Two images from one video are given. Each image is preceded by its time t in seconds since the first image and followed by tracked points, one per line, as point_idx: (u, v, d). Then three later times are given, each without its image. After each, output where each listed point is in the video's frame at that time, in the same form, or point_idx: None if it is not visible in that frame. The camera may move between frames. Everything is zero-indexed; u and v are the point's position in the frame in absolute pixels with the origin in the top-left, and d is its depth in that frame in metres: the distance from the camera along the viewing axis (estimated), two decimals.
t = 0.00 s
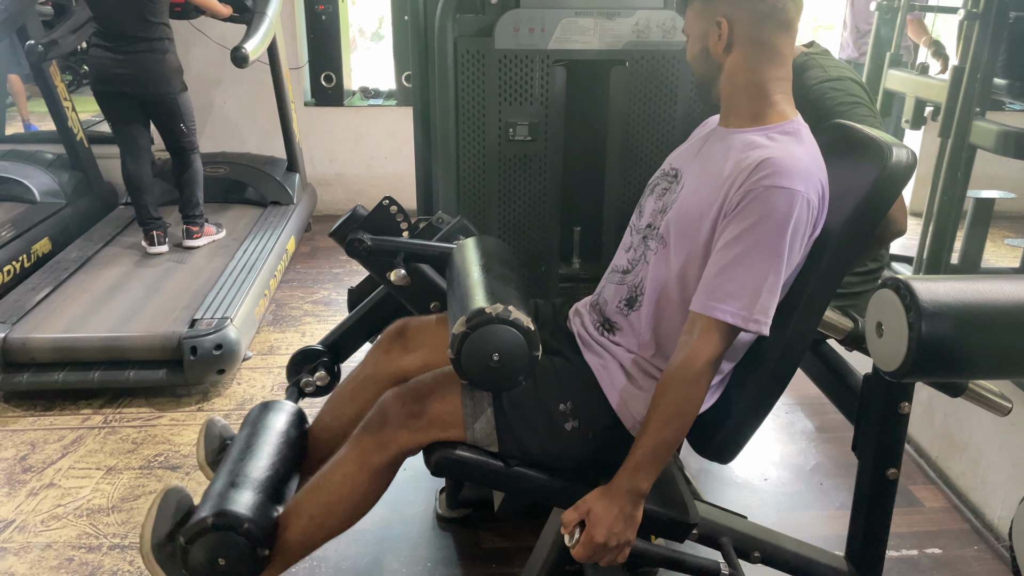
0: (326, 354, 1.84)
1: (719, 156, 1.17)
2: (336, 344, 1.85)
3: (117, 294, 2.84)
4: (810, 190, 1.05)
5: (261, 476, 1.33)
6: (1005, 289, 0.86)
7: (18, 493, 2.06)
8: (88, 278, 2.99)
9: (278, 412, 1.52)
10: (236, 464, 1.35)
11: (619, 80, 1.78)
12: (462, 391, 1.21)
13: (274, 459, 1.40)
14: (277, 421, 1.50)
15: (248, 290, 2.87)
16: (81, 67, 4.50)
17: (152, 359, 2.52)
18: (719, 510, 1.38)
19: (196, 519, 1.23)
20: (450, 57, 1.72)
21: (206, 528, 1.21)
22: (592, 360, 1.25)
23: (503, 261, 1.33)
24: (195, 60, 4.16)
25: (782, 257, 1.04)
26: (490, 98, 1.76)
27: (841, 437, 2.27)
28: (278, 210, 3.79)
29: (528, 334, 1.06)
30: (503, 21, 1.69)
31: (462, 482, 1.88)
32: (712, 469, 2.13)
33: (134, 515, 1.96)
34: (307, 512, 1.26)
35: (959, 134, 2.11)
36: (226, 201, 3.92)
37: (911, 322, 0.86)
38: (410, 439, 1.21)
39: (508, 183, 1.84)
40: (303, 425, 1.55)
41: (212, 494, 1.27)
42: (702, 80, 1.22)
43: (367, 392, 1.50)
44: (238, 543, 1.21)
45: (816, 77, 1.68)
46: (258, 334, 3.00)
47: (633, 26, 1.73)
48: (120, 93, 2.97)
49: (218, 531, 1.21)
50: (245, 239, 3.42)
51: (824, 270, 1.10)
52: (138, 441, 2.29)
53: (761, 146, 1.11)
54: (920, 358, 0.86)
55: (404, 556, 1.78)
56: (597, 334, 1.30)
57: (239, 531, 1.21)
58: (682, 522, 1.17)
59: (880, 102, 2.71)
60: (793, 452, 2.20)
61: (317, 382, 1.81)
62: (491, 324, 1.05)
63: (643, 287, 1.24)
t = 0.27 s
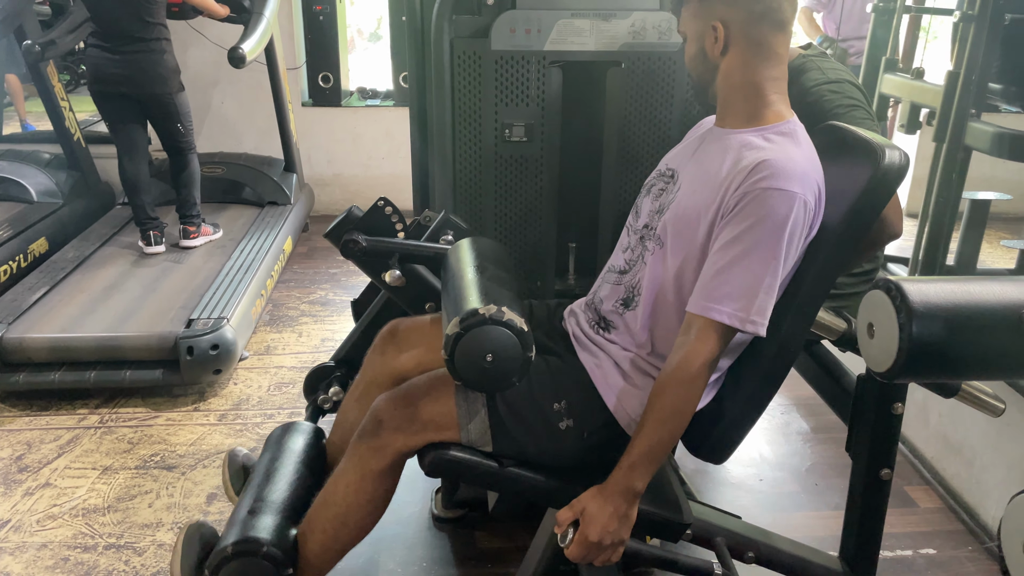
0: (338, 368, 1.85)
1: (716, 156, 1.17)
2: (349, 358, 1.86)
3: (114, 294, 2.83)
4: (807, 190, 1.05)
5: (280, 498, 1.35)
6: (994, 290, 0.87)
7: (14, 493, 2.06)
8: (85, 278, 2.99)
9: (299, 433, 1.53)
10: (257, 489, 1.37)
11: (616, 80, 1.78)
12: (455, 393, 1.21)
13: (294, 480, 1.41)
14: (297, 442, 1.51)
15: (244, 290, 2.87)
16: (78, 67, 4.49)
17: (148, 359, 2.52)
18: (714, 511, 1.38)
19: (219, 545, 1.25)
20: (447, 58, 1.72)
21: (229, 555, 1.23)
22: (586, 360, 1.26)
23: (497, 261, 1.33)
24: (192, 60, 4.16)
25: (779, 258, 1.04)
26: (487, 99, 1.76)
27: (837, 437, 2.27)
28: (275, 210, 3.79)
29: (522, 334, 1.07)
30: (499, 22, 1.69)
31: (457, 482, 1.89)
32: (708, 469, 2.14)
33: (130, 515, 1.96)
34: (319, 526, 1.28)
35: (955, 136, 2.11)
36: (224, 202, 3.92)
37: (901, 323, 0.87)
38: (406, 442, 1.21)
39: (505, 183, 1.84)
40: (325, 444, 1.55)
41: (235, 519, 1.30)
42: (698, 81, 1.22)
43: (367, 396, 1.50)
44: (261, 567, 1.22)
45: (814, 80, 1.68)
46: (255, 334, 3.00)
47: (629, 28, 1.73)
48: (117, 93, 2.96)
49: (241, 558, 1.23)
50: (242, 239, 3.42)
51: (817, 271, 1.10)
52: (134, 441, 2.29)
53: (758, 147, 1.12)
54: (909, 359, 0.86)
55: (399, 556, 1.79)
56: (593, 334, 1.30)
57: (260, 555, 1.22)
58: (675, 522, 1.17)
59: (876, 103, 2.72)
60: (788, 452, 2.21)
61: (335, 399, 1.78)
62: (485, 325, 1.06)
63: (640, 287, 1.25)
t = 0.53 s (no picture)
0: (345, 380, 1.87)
1: (707, 158, 1.18)
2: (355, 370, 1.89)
3: (107, 296, 2.83)
4: (797, 192, 1.06)
5: (298, 514, 1.42)
6: (979, 292, 0.88)
7: (6, 495, 2.05)
8: (78, 279, 2.98)
9: (313, 451, 1.62)
10: (275, 507, 1.44)
11: (609, 83, 1.79)
12: (447, 395, 1.21)
13: (309, 496, 1.48)
14: (311, 460, 1.59)
15: (238, 292, 2.86)
16: (72, 68, 4.48)
17: (142, 360, 2.52)
18: (706, 513, 1.38)
19: (243, 563, 1.33)
20: (440, 60, 1.73)
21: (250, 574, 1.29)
22: (578, 361, 1.26)
23: (490, 263, 1.34)
24: (186, 62, 4.15)
25: (770, 258, 1.05)
26: (481, 102, 1.77)
27: (828, 439, 2.28)
28: (269, 212, 3.79)
29: (513, 335, 1.07)
30: (492, 25, 1.70)
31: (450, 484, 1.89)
32: (702, 471, 2.15)
33: (123, 517, 1.96)
34: (331, 537, 1.29)
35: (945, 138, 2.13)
36: (218, 203, 3.92)
37: (887, 324, 0.88)
38: (400, 446, 1.21)
39: (499, 185, 1.85)
40: (337, 456, 1.64)
41: (255, 538, 1.36)
42: (690, 83, 1.22)
43: (363, 402, 1.49)
44: None
45: (805, 86, 1.69)
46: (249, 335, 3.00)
47: (622, 30, 1.73)
48: (111, 94, 2.96)
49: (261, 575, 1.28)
50: (236, 241, 3.41)
51: (807, 272, 1.11)
52: (127, 443, 2.29)
53: (748, 149, 1.13)
54: (896, 359, 0.87)
55: (392, 557, 1.79)
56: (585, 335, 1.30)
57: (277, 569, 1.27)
58: (667, 523, 1.18)
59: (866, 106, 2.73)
60: (780, 453, 2.22)
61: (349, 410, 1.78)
62: (476, 326, 1.06)
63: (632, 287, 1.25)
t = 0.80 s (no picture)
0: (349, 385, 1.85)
1: (700, 159, 1.19)
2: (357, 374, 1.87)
3: (102, 297, 2.82)
4: (789, 192, 1.06)
5: (311, 523, 1.39)
6: (968, 292, 0.89)
7: None
8: (72, 281, 2.97)
9: (324, 458, 1.58)
10: (288, 517, 1.41)
11: (603, 84, 1.79)
12: (441, 395, 1.21)
13: (321, 504, 1.45)
14: (322, 467, 1.56)
15: (232, 293, 2.86)
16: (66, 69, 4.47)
17: (136, 362, 2.51)
18: (699, 512, 1.39)
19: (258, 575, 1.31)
20: (434, 62, 1.73)
21: None
22: (572, 360, 1.27)
23: (483, 264, 1.34)
24: (181, 64, 4.15)
25: (762, 258, 1.05)
26: (475, 103, 1.77)
27: (822, 439, 2.29)
28: (264, 213, 3.79)
29: (505, 335, 1.08)
30: (486, 27, 1.70)
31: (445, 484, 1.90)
32: (697, 472, 2.15)
33: (117, 518, 1.96)
34: (339, 543, 1.30)
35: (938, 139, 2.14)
36: (213, 205, 3.91)
37: (877, 324, 0.88)
38: (396, 446, 1.21)
39: (493, 186, 1.85)
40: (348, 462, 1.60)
41: (269, 548, 1.34)
42: (683, 84, 1.22)
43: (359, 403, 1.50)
44: None
45: (795, 94, 1.69)
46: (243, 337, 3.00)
47: (615, 32, 1.74)
48: (106, 96, 2.95)
49: None
50: (231, 243, 3.41)
51: (799, 272, 1.12)
52: (121, 445, 2.28)
53: (741, 150, 1.13)
54: (885, 360, 0.88)
55: (387, 558, 1.79)
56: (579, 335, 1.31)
57: None
58: (660, 522, 1.18)
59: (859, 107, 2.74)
60: (774, 453, 2.22)
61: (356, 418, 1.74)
62: (469, 326, 1.07)
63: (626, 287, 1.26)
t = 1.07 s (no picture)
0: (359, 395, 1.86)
1: (697, 164, 1.19)
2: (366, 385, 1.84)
3: (100, 299, 2.82)
4: (786, 195, 1.07)
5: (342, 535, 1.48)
6: (958, 292, 0.90)
7: None
8: (70, 283, 2.98)
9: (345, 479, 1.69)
10: (321, 530, 1.50)
11: (600, 86, 1.80)
12: (440, 395, 1.21)
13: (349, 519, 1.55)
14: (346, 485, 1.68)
15: (230, 295, 2.86)
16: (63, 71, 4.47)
17: (135, 363, 2.52)
18: (694, 511, 1.40)
19: None
20: (431, 63, 1.74)
21: None
22: (568, 365, 1.27)
23: (480, 265, 1.35)
24: (179, 65, 4.15)
25: (760, 261, 1.06)
26: (473, 104, 1.78)
27: (818, 439, 2.30)
28: (262, 215, 3.79)
29: (503, 336, 1.08)
30: (483, 28, 1.71)
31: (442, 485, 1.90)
32: (693, 472, 2.16)
33: (115, 519, 1.96)
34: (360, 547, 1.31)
35: (933, 141, 2.15)
36: (211, 207, 3.91)
37: (869, 323, 0.89)
38: (394, 450, 1.21)
39: (490, 187, 1.86)
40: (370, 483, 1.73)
41: (308, 559, 1.42)
42: (678, 88, 1.23)
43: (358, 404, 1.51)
44: None
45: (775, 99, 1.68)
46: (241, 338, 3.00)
47: (611, 35, 1.75)
48: (104, 98, 2.96)
49: None
50: (228, 244, 3.41)
51: (793, 273, 1.12)
52: (119, 446, 2.29)
53: (738, 154, 1.14)
54: (876, 358, 0.89)
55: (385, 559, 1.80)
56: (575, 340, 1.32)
57: None
58: (655, 522, 1.19)
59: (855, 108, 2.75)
60: (771, 453, 2.23)
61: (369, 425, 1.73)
62: (465, 328, 1.07)
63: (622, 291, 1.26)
